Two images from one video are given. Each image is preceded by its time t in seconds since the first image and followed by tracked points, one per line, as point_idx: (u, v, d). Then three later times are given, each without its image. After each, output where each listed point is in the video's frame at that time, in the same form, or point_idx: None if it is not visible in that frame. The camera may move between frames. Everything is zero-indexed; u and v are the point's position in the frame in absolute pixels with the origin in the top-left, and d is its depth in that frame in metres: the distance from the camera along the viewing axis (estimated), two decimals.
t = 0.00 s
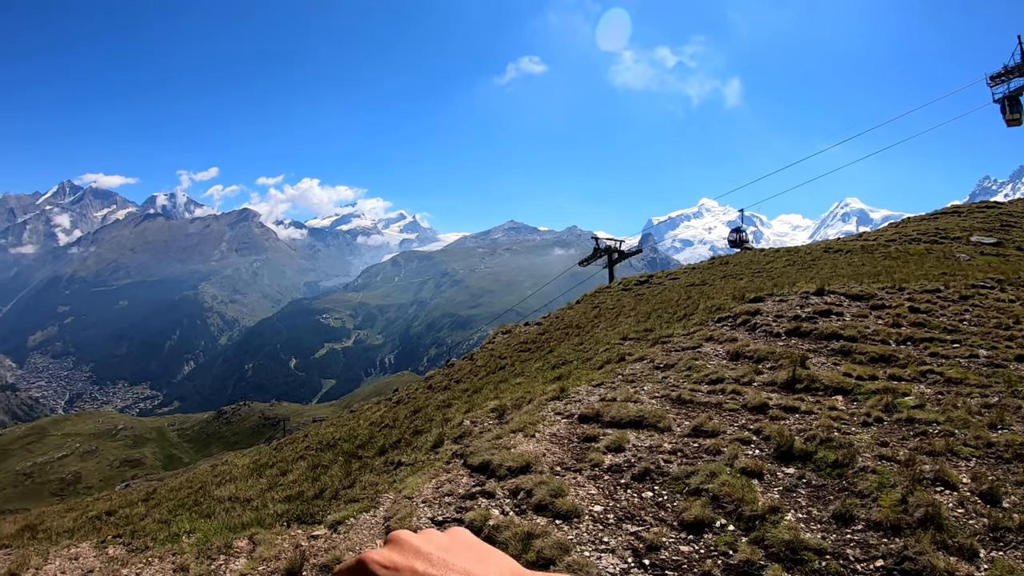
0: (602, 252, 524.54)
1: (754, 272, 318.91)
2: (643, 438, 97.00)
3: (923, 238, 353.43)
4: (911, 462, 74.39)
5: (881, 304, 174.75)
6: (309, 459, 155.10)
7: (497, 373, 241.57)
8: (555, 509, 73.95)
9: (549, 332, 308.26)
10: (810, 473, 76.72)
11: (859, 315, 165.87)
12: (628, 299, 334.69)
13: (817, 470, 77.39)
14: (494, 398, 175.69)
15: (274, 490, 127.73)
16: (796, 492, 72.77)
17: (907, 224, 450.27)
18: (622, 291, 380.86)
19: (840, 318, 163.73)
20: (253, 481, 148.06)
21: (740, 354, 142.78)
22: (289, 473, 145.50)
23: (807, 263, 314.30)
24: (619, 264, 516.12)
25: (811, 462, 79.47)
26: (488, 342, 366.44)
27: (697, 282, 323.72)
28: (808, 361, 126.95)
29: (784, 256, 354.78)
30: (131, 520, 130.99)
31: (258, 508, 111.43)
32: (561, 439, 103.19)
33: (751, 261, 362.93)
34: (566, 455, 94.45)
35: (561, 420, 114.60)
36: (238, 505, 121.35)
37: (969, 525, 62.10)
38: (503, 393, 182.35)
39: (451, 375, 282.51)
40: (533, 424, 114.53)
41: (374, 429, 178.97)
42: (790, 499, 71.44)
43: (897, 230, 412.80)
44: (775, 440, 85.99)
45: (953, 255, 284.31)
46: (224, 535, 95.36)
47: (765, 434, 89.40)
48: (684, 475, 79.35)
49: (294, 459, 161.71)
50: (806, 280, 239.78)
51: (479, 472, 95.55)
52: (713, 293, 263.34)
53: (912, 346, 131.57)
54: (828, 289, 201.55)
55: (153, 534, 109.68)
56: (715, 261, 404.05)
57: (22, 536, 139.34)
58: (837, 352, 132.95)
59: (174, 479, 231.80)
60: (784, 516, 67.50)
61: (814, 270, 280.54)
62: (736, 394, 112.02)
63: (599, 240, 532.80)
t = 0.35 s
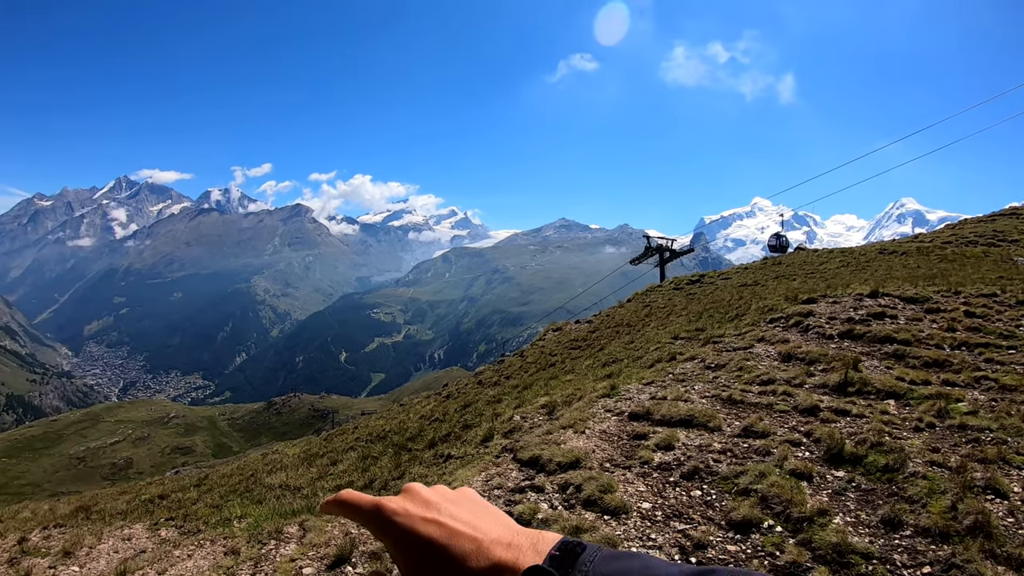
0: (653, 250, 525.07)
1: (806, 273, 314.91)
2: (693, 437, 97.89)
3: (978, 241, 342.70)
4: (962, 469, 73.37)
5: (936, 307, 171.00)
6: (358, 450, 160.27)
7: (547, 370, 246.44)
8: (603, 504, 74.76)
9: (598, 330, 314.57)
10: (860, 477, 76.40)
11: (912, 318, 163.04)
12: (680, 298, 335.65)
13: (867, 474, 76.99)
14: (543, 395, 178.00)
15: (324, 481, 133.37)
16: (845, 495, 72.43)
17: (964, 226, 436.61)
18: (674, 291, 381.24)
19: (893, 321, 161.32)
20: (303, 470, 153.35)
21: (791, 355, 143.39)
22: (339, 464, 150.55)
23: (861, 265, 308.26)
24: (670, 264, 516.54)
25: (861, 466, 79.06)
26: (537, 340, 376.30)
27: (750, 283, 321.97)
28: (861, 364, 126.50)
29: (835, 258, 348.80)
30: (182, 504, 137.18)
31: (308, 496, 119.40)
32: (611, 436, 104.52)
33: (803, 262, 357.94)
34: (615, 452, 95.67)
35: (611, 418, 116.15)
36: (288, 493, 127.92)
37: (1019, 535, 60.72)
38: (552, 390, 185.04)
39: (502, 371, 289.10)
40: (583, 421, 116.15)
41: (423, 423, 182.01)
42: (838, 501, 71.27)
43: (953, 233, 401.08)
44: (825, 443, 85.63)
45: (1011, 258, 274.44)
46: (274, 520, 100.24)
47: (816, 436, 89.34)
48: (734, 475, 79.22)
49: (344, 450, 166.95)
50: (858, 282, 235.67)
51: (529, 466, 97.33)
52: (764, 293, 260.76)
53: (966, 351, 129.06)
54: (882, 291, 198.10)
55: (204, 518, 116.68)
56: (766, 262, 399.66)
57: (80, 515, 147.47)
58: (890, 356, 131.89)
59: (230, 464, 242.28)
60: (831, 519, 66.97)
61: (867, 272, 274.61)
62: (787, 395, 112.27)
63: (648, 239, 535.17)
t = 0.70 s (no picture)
0: (704, 239, 525.78)
1: (858, 264, 308.15)
2: (745, 428, 99.79)
3: None
4: (1016, 465, 72.09)
5: (991, 299, 166.00)
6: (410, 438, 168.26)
7: (597, 364, 253.17)
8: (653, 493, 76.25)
9: (650, 321, 321.47)
10: (911, 471, 77.00)
11: (966, 311, 159.14)
12: (731, 289, 336.83)
13: (918, 468, 77.53)
14: (595, 385, 181.63)
15: (376, 465, 141.90)
16: (896, 489, 73.65)
17: None
18: (724, 281, 381.88)
19: (947, 314, 157.97)
20: (356, 456, 162.48)
21: (843, 347, 142.83)
22: (390, 450, 158.95)
23: (914, 256, 299.19)
24: (721, 253, 515.92)
25: (912, 461, 79.50)
26: (587, 332, 386.03)
27: (802, 274, 319.78)
28: (913, 357, 125.58)
29: (888, 249, 339.16)
30: (238, 488, 149.40)
31: (362, 481, 126.64)
32: (662, 426, 106.88)
33: (856, 253, 349.52)
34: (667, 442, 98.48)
35: (662, 407, 118.19)
36: (341, 477, 136.06)
37: None
38: (604, 380, 189.00)
39: (552, 364, 297.54)
40: (634, 411, 117.65)
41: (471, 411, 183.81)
42: (888, 495, 72.71)
43: (1015, 222, 384.33)
44: (878, 437, 85.88)
45: None
46: (327, 505, 113.14)
47: (867, 429, 89.86)
48: (786, 467, 81.86)
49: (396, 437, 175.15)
50: (912, 273, 229.51)
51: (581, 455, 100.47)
52: (815, 285, 257.41)
53: None
54: (936, 283, 192.74)
55: (258, 502, 129.37)
56: (818, 252, 391.83)
57: (137, 500, 157.10)
58: (944, 349, 130.06)
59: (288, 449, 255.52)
60: (883, 513, 69.28)
61: (921, 263, 266.92)
62: (839, 387, 112.86)
63: (700, 229, 533.90)
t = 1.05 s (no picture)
0: (729, 254, 525.43)
1: (885, 280, 304.52)
2: (771, 443, 100.53)
3: None
4: None
5: None
6: (436, 446, 171.63)
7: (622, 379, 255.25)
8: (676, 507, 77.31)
9: (674, 336, 322.23)
10: (935, 489, 76.63)
11: (996, 329, 156.46)
12: (757, 304, 335.77)
13: (942, 486, 77.08)
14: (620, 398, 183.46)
15: (403, 473, 149.13)
16: (920, 506, 73.56)
17: None
18: (751, 296, 380.40)
19: (976, 332, 155.67)
20: (382, 464, 167.52)
21: (869, 364, 141.86)
22: (417, 459, 162.80)
23: (942, 273, 294.61)
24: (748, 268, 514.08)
25: (937, 478, 78.99)
26: (610, 344, 389.98)
27: (829, 289, 317.43)
28: (941, 375, 124.22)
29: (917, 265, 333.92)
30: (265, 491, 155.06)
31: (389, 487, 137.18)
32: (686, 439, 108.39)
33: (884, 269, 345.06)
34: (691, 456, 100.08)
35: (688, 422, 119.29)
36: (367, 484, 144.36)
37: None
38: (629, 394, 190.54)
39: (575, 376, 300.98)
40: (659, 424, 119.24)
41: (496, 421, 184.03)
42: (911, 512, 72.72)
43: None
44: (903, 453, 85.78)
45: None
46: (355, 510, 121.86)
47: (892, 446, 89.53)
48: (810, 482, 82.30)
49: (422, 446, 178.67)
50: (940, 290, 225.87)
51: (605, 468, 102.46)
52: (842, 300, 254.89)
53: None
54: (965, 300, 189.70)
55: (285, 505, 137.09)
56: (845, 268, 387.54)
57: (164, 500, 160.21)
58: (972, 367, 128.66)
59: (315, 454, 259.97)
60: (907, 529, 69.40)
61: (950, 280, 262.63)
62: (865, 404, 112.43)
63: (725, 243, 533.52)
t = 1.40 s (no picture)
0: (738, 262, 524.81)
1: (894, 285, 303.24)
2: (781, 450, 100.35)
3: None
4: None
5: None
6: (446, 455, 172.05)
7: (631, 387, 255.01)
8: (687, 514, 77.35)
9: (683, 344, 321.75)
10: (946, 494, 76.12)
11: (1007, 333, 155.56)
12: (767, 311, 335.03)
13: (953, 491, 76.62)
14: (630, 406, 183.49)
15: (412, 482, 149.49)
16: (931, 512, 73.18)
17: None
18: (761, 303, 379.62)
19: (986, 336, 154.88)
20: (391, 472, 167.93)
21: (879, 370, 141.32)
22: (426, 468, 163.29)
23: (951, 277, 293.25)
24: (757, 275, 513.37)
25: (948, 483, 78.56)
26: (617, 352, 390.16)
27: (839, 295, 316.53)
28: (951, 381, 123.60)
29: (926, 270, 332.45)
30: (275, 500, 155.61)
31: (399, 495, 137.65)
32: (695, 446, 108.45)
33: (893, 274, 343.68)
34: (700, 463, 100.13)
35: (697, 429, 119.31)
36: (376, 493, 144.68)
37: None
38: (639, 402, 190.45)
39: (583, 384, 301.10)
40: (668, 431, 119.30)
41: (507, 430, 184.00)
42: (923, 517, 72.34)
43: None
44: (914, 459, 85.55)
45: None
46: (366, 519, 122.23)
47: (903, 452, 89.17)
48: (821, 488, 82.14)
49: (432, 454, 179.14)
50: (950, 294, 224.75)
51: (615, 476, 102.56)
52: (852, 306, 253.82)
53: None
54: (975, 304, 188.71)
55: (296, 513, 137.52)
56: (854, 274, 386.10)
57: (174, 507, 160.84)
58: (982, 372, 128.08)
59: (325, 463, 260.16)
60: (917, 535, 68.87)
61: (959, 285, 261.15)
62: (876, 410, 112.05)
63: (734, 251, 533.55)
